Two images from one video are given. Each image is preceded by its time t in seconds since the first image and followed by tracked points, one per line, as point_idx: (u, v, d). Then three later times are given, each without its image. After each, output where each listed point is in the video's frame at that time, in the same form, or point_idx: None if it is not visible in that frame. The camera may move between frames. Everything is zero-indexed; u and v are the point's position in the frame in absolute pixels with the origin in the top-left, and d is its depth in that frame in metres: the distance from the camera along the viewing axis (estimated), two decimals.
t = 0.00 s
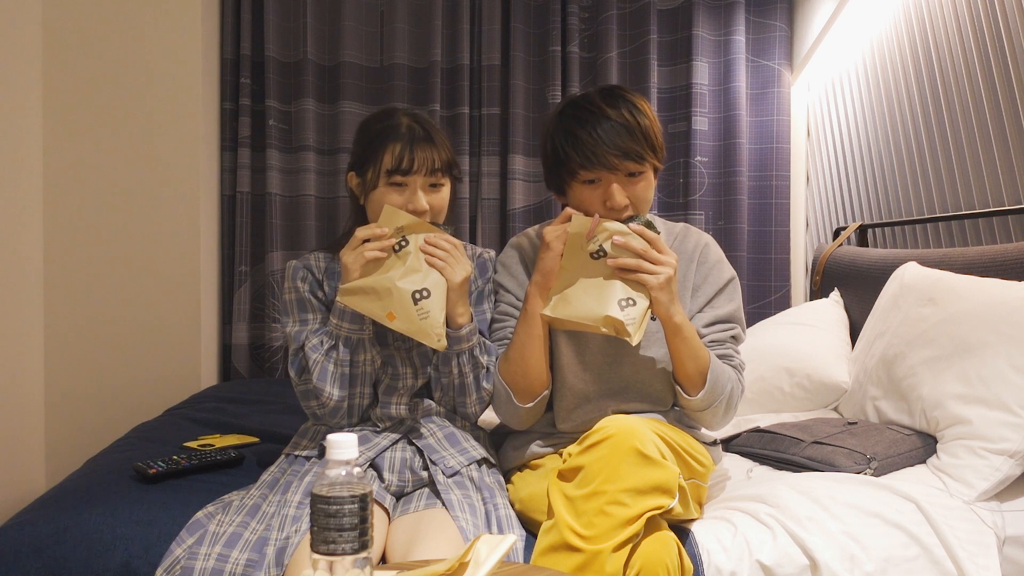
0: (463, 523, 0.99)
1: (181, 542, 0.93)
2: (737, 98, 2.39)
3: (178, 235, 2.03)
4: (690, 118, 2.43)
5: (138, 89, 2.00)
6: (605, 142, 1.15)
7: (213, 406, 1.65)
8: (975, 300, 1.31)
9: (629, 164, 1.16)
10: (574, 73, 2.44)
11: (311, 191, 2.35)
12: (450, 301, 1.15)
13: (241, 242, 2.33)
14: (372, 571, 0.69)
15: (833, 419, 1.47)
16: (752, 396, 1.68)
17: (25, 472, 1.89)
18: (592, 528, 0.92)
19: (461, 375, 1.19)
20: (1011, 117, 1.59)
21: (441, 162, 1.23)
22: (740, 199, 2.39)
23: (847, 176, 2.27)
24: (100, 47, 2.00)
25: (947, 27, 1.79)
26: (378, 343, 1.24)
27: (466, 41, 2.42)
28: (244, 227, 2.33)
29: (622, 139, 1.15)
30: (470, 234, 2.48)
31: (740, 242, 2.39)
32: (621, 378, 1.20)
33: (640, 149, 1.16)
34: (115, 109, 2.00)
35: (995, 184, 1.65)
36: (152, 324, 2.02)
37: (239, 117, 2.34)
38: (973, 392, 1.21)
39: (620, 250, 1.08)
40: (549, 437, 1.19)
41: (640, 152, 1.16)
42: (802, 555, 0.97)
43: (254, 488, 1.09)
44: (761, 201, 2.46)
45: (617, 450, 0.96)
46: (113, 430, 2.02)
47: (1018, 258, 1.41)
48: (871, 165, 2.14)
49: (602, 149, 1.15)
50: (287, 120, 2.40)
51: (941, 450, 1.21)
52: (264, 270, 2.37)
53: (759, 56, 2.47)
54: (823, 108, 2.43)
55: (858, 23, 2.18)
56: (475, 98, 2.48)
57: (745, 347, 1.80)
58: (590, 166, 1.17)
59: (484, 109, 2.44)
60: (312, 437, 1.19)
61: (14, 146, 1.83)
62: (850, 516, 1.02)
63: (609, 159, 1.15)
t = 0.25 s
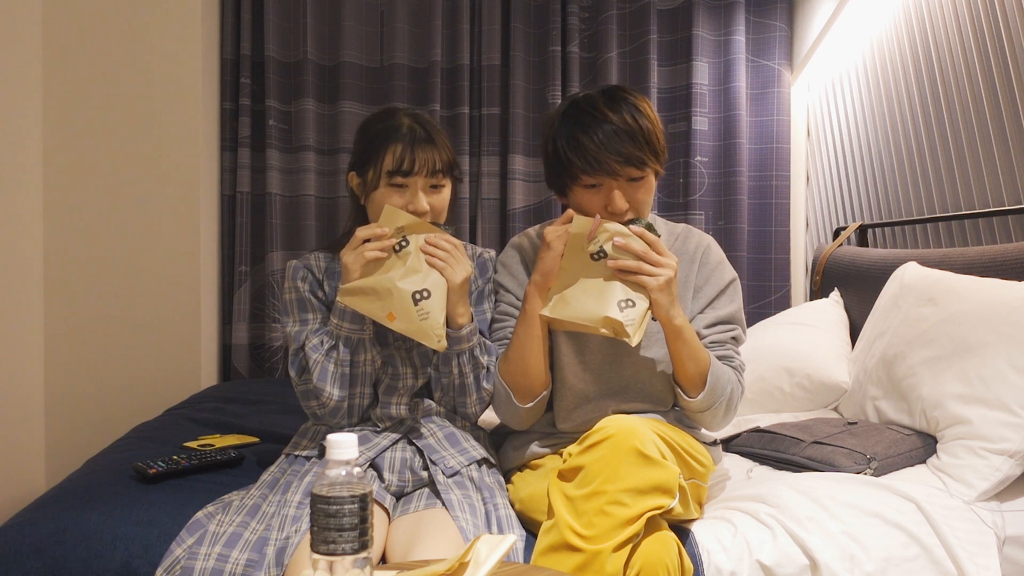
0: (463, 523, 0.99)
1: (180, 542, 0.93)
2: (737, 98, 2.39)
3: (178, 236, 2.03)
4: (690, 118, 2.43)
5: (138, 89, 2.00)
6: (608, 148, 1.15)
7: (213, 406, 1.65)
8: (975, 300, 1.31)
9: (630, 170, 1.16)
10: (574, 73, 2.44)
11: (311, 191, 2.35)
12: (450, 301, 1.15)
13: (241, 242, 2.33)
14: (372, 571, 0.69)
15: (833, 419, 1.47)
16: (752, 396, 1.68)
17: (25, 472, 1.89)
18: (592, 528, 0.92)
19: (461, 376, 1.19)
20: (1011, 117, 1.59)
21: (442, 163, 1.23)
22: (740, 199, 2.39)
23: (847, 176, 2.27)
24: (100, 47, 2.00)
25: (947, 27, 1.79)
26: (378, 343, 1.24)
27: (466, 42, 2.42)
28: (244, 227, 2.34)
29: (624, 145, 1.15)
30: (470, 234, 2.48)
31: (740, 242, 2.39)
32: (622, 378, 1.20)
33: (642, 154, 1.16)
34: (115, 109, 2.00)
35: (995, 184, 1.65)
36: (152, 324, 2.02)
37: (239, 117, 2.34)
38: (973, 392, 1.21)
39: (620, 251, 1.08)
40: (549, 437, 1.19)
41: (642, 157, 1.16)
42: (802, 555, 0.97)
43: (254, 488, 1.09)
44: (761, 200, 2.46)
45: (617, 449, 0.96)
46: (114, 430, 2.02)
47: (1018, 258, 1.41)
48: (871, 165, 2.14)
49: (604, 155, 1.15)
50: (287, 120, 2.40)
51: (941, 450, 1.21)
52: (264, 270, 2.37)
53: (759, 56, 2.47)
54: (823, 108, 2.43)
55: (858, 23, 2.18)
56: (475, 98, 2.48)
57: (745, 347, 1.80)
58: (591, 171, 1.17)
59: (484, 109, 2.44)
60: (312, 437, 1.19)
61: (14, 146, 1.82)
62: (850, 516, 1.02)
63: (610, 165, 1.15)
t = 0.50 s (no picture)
0: (463, 523, 0.99)
1: (180, 542, 0.93)
2: (737, 98, 2.39)
3: (178, 236, 2.03)
4: (690, 118, 2.43)
5: (138, 89, 2.00)
6: (607, 151, 1.15)
7: (213, 406, 1.65)
8: (975, 300, 1.31)
9: (629, 173, 1.16)
10: (574, 73, 2.44)
11: (311, 191, 2.35)
12: (450, 302, 1.15)
13: (241, 242, 2.33)
14: (372, 571, 0.69)
15: (833, 419, 1.47)
16: (752, 396, 1.68)
17: (25, 472, 1.89)
18: (593, 528, 0.92)
19: (461, 376, 1.19)
20: (1011, 117, 1.59)
21: (442, 164, 1.23)
22: (740, 199, 2.39)
23: (847, 176, 2.27)
24: (100, 47, 2.00)
25: (947, 27, 1.79)
26: (379, 343, 1.24)
27: (466, 42, 2.42)
28: (244, 227, 2.34)
29: (623, 148, 1.15)
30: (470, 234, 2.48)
31: (740, 242, 2.39)
32: (622, 378, 1.20)
33: (642, 158, 1.16)
34: (115, 109, 2.00)
35: (995, 184, 1.65)
36: (152, 324, 2.01)
37: (239, 117, 2.34)
38: (973, 392, 1.21)
39: (620, 252, 1.08)
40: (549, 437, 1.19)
41: (642, 162, 1.16)
42: (802, 555, 0.97)
43: (254, 488, 1.09)
44: (761, 201, 2.46)
45: (617, 449, 0.96)
46: (114, 430, 2.02)
47: (1018, 258, 1.41)
48: (871, 165, 2.14)
49: (603, 158, 1.15)
50: (287, 120, 2.40)
51: (941, 450, 1.21)
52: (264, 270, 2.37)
53: (759, 56, 2.47)
54: (823, 108, 2.43)
55: (859, 23, 2.18)
56: (475, 98, 2.48)
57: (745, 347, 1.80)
58: (591, 175, 1.17)
59: (484, 109, 2.44)
60: (312, 437, 1.19)
61: (14, 146, 1.82)
62: (850, 516, 1.02)
63: (610, 169, 1.15)
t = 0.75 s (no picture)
0: (463, 523, 0.99)
1: (180, 542, 0.93)
2: (737, 98, 2.39)
3: (178, 236, 2.03)
4: (690, 118, 2.43)
5: (137, 89, 2.00)
6: (606, 153, 1.15)
7: (213, 406, 1.65)
8: (975, 300, 1.31)
9: (629, 175, 1.16)
10: (574, 73, 2.44)
11: (311, 191, 2.35)
12: (449, 307, 1.14)
13: (241, 242, 2.33)
14: (372, 571, 0.69)
15: (833, 419, 1.47)
16: (752, 396, 1.68)
17: (25, 472, 1.89)
18: (593, 528, 0.92)
19: (462, 376, 1.19)
20: (1011, 117, 1.59)
21: (441, 160, 1.23)
22: (740, 199, 2.39)
23: (847, 176, 2.27)
24: (100, 47, 2.00)
25: (947, 27, 1.79)
26: (379, 344, 1.24)
27: (466, 42, 2.42)
28: (244, 227, 2.34)
29: (622, 150, 1.15)
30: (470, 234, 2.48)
31: (740, 242, 2.39)
32: (622, 379, 1.20)
33: (642, 161, 1.16)
34: (115, 109, 2.00)
35: (995, 183, 1.65)
36: (151, 324, 2.01)
37: (239, 117, 2.34)
38: (973, 392, 1.21)
39: (620, 254, 1.08)
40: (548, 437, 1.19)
41: (641, 164, 1.16)
42: (802, 555, 0.97)
43: (254, 488, 1.09)
44: (761, 201, 2.46)
45: (617, 449, 0.96)
46: (114, 430, 2.02)
47: (1018, 258, 1.41)
48: (871, 165, 2.14)
49: (602, 160, 1.15)
50: (287, 120, 2.40)
51: (941, 450, 1.21)
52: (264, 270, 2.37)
53: (759, 56, 2.47)
54: (823, 108, 2.43)
55: (859, 23, 2.18)
56: (475, 98, 2.48)
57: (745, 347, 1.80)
58: (590, 176, 1.17)
59: (484, 109, 2.44)
60: (312, 437, 1.19)
61: (14, 146, 1.82)
62: (850, 516, 1.02)
63: (609, 172, 1.15)
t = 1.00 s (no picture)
0: (463, 523, 0.99)
1: (180, 542, 0.93)
2: (737, 98, 2.39)
3: (178, 236, 2.03)
4: (690, 118, 2.43)
5: (138, 89, 2.00)
6: (606, 152, 1.15)
7: (213, 406, 1.65)
8: (975, 300, 1.31)
9: (629, 174, 1.16)
10: (574, 73, 2.44)
11: (310, 191, 2.35)
12: (449, 312, 1.14)
13: (241, 242, 2.33)
14: (372, 571, 0.69)
15: (833, 419, 1.47)
16: (752, 396, 1.68)
17: (25, 472, 1.90)
18: (593, 528, 0.92)
19: (462, 376, 1.19)
20: (1011, 117, 1.59)
21: (438, 155, 1.23)
22: (740, 199, 2.39)
23: (847, 176, 2.27)
24: (100, 47, 2.00)
25: (947, 27, 1.79)
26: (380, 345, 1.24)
27: (466, 42, 2.42)
28: (244, 227, 2.34)
29: (622, 149, 1.15)
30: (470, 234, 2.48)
31: (740, 242, 2.39)
32: (622, 379, 1.20)
33: (642, 160, 1.16)
34: (115, 109, 2.00)
35: (995, 183, 1.65)
36: (151, 325, 2.02)
37: (239, 117, 2.34)
38: (973, 392, 1.21)
39: (619, 262, 1.06)
40: (549, 437, 1.19)
41: (642, 163, 1.16)
42: (802, 555, 0.97)
43: (254, 488, 1.09)
44: (761, 201, 2.46)
45: (617, 449, 0.96)
46: (113, 430, 2.02)
47: (1018, 258, 1.41)
48: (871, 165, 2.14)
49: (602, 159, 1.15)
50: (287, 120, 2.40)
51: (941, 450, 1.21)
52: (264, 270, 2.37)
53: (759, 57, 2.47)
54: (823, 108, 2.43)
55: (859, 23, 2.18)
56: (475, 98, 2.48)
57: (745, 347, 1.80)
58: (590, 175, 1.17)
59: (484, 109, 2.44)
60: (312, 437, 1.19)
61: (14, 146, 1.82)
62: (850, 516, 1.02)
63: (609, 170, 1.15)
